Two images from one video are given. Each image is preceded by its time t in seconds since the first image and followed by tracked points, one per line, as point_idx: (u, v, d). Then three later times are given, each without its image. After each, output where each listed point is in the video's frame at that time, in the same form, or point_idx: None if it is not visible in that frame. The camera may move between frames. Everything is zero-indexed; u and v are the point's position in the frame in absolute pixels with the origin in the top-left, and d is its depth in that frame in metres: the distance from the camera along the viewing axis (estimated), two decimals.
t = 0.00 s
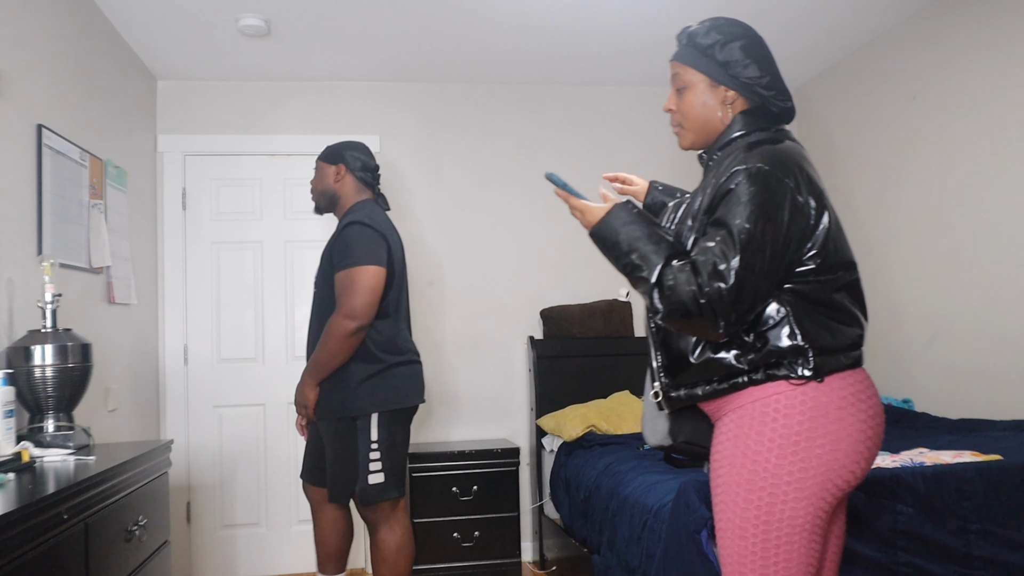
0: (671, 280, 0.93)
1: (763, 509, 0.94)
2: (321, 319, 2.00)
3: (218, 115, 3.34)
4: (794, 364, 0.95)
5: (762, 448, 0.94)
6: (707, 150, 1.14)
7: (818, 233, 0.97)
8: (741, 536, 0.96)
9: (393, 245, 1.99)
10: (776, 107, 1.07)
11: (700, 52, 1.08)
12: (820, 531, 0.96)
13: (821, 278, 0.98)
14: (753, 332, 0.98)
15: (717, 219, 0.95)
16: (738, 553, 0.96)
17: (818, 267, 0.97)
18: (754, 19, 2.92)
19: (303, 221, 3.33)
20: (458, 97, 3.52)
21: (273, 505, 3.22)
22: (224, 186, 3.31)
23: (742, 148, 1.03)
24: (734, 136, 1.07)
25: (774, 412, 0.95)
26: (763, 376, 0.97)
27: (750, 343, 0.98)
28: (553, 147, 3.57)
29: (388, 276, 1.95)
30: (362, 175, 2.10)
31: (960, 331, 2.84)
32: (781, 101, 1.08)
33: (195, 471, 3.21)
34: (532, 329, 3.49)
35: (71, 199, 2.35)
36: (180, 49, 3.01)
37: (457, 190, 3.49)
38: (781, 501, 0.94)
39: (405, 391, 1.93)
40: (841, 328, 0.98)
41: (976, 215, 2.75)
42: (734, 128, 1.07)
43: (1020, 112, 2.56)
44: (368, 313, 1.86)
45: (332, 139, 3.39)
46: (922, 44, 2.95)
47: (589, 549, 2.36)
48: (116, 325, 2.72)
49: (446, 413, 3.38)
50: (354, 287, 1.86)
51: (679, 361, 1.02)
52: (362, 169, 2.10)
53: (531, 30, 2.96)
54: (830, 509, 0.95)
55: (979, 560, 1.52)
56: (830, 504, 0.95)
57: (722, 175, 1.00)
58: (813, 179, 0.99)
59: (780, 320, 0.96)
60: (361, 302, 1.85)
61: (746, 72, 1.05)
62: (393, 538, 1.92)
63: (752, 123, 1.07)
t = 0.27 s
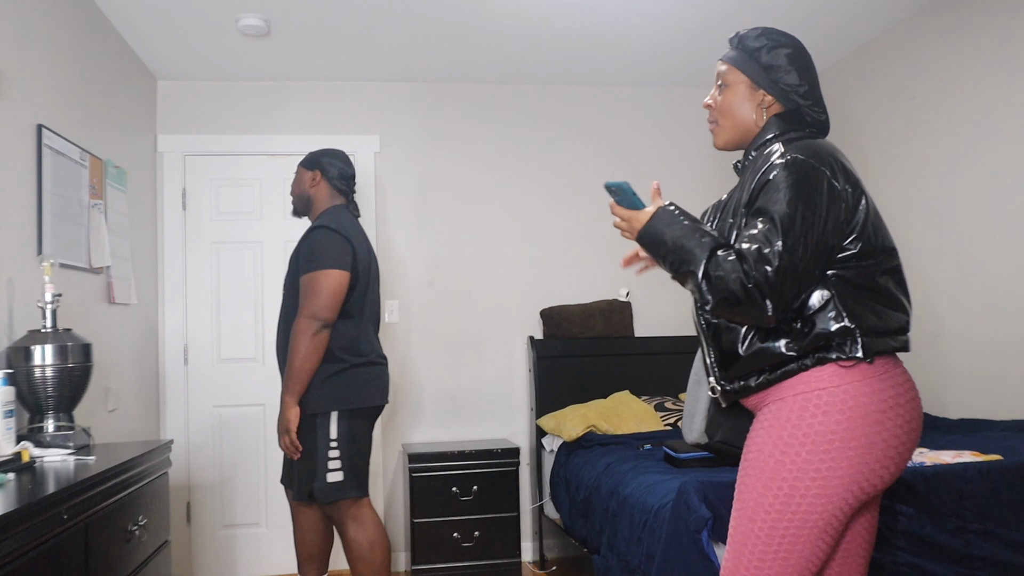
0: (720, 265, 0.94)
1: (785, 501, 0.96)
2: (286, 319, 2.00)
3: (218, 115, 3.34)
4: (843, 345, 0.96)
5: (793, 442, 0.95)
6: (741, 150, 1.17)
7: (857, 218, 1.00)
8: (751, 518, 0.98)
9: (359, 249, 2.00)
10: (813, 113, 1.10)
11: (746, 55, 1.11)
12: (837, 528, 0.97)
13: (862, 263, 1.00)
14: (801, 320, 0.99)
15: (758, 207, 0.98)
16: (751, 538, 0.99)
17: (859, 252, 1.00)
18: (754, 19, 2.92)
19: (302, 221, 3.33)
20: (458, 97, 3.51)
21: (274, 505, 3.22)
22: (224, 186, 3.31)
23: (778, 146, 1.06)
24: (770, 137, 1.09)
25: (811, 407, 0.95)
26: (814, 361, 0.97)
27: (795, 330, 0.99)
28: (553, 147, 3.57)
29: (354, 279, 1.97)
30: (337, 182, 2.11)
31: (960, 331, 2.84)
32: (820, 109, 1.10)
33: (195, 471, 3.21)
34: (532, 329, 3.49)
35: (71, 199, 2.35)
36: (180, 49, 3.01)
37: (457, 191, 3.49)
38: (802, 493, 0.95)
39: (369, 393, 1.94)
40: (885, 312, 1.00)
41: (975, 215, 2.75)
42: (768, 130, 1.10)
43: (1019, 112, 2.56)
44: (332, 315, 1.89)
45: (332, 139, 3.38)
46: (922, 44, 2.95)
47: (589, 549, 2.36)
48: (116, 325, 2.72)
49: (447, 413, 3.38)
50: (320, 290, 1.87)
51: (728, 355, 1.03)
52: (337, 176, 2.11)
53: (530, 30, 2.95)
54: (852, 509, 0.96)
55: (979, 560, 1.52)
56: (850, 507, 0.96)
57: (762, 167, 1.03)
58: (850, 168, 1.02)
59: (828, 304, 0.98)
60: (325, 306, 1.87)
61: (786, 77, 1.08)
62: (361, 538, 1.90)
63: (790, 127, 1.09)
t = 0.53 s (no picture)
0: (751, 274, 0.95)
1: (773, 496, 0.96)
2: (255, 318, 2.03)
3: (219, 115, 3.34)
4: (867, 339, 0.97)
5: (785, 438, 0.96)
6: (745, 155, 1.19)
7: (872, 214, 1.01)
8: (737, 507, 1.00)
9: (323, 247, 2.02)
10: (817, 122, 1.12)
11: (755, 60, 1.12)
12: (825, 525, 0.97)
13: (879, 258, 1.01)
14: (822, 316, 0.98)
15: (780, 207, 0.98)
16: (738, 530, 1.00)
17: (875, 247, 1.01)
18: (754, 19, 2.92)
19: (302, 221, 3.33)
20: (458, 97, 3.52)
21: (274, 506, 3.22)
22: (224, 186, 3.31)
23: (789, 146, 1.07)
24: (776, 142, 1.11)
25: (805, 405, 0.95)
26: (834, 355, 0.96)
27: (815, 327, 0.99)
28: (553, 147, 3.57)
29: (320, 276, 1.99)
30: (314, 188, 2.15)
31: (960, 331, 2.84)
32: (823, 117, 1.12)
33: (195, 471, 3.21)
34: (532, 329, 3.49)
35: (71, 199, 2.35)
36: (180, 49, 3.01)
37: (457, 190, 3.48)
38: (788, 488, 0.95)
39: (321, 389, 1.94)
40: (901, 305, 1.01)
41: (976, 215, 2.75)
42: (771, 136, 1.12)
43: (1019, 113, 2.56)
44: (301, 309, 1.92)
45: (332, 139, 3.39)
46: (922, 45, 2.96)
47: (589, 549, 2.36)
48: (116, 325, 2.72)
49: (447, 413, 3.38)
50: (287, 285, 1.91)
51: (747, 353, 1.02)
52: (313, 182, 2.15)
53: (531, 30, 2.95)
54: (842, 507, 0.96)
55: (978, 559, 1.52)
56: (837, 507, 0.96)
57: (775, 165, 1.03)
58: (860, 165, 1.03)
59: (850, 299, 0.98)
60: (293, 300, 1.90)
61: (793, 84, 1.10)
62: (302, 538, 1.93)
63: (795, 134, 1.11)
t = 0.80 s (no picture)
0: (736, 308, 0.93)
1: (753, 504, 0.97)
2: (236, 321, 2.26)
3: (219, 115, 3.34)
4: (847, 342, 0.97)
5: (759, 445, 0.96)
6: (707, 161, 1.19)
7: (841, 215, 1.00)
8: (723, 519, 1.00)
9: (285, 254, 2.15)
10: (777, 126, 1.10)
11: (709, 69, 1.12)
12: (809, 528, 0.97)
13: (850, 259, 1.01)
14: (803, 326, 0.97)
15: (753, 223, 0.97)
16: (723, 541, 1.00)
17: (846, 248, 1.00)
18: (754, 19, 2.92)
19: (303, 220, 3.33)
20: (458, 97, 3.52)
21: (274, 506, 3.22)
22: (223, 186, 3.31)
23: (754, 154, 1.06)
24: (732, 150, 1.10)
25: (778, 412, 0.96)
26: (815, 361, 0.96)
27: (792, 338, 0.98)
28: (553, 147, 3.57)
29: (279, 283, 2.13)
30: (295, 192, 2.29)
31: (960, 331, 2.84)
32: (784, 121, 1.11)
33: (194, 471, 3.21)
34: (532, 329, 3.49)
35: (71, 199, 2.35)
36: (180, 49, 3.01)
37: (457, 190, 3.48)
38: (768, 495, 0.96)
39: (264, 399, 2.10)
40: (874, 302, 1.01)
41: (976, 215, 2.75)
42: (734, 143, 1.11)
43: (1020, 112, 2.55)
44: (254, 317, 2.09)
45: (331, 139, 3.39)
46: (922, 45, 2.95)
47: (589, 549, 2.36)
48: (116, 325, 2.72)
49: (446, 413, 3.38)
50: (239, 296, 2.08)
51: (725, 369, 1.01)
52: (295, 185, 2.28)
53: (531, 30, 2.95)
54: (822, 509, 0.96)
55: (980, 559, 1.52)
56: (819, 507, 0.96)
57: (735, 178, 1.03)
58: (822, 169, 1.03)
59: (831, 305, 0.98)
60: (247, 309, 2.08)
61: (748, 90, 1.09)
62: (261, 530, 2.19)
63: (754, 139, 1.10)
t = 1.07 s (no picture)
0: (671, 326, 0.96)
1: (705, 508, 0.99)
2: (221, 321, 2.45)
3: (218, 115, 3.34)
4: (779, 352, 0.99)
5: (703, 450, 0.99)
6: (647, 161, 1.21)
7: (768, 225, 1.03)
8: (683, 529, 1.02)
9: (241, 259, 2.24)
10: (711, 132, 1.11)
11: (646, 73, 1.14)
12: (762, 527, 1.00)
13: (781, 269, 1.04)
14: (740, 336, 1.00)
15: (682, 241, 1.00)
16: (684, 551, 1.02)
17: (775, 259, 1.03)
18: (754, 19, 2.92)
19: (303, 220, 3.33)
20: (457, 97, 3.52)
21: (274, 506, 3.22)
22: (224, 186, 3.31)
23: (687, 163, 1.08)
24: (669, 155, 1.12)
25: (717, 415, 0.99)
26: (749, 372, 0.99)
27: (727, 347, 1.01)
28: (553, 147, 3.57)
29: (236, 288, 2.23)
30: (269, 199, 2.37)
31: (960, 330, 2.84)
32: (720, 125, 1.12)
33: (194, 472, 3.21)
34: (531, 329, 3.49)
35: (71, 199, 2.35)
36: (181, 49, 3.01)
37: (457, 190, 3.48)
38: (720, 498, 0.98)
39: (233, 398, 2.20)
40: (805, 312, 1.04)
41: (976, 215, 2.75)
42: (672, 148, 1.13)
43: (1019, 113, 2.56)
44: (213, 322, 2.25)
45: (332, 139, 3.39)
46: (922, 45, 2.96)
47: (589, 549, 2.35)
48: (116, 325, 2.72)
49: (446, 413, 3.38)
50: (200, 302, 2.23)
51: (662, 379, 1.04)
52: (270, 193, 2.36)
53: (531, 30, 2.95)
54: (770, 505, 1.00)
55: (979, 559, 1.52)
56: (770, 500, 0.99)
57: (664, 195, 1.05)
58: (749, 177, 1.06)
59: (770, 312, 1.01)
60: (207, 314, 2.23)
61: (680, 96, 1.11)
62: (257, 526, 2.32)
63: (687, 144, 1.12)
